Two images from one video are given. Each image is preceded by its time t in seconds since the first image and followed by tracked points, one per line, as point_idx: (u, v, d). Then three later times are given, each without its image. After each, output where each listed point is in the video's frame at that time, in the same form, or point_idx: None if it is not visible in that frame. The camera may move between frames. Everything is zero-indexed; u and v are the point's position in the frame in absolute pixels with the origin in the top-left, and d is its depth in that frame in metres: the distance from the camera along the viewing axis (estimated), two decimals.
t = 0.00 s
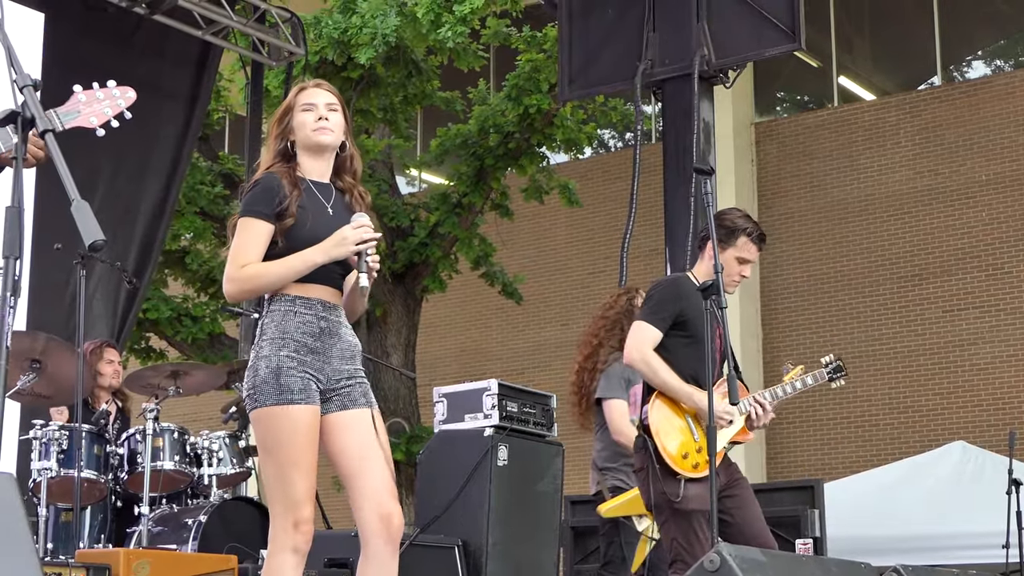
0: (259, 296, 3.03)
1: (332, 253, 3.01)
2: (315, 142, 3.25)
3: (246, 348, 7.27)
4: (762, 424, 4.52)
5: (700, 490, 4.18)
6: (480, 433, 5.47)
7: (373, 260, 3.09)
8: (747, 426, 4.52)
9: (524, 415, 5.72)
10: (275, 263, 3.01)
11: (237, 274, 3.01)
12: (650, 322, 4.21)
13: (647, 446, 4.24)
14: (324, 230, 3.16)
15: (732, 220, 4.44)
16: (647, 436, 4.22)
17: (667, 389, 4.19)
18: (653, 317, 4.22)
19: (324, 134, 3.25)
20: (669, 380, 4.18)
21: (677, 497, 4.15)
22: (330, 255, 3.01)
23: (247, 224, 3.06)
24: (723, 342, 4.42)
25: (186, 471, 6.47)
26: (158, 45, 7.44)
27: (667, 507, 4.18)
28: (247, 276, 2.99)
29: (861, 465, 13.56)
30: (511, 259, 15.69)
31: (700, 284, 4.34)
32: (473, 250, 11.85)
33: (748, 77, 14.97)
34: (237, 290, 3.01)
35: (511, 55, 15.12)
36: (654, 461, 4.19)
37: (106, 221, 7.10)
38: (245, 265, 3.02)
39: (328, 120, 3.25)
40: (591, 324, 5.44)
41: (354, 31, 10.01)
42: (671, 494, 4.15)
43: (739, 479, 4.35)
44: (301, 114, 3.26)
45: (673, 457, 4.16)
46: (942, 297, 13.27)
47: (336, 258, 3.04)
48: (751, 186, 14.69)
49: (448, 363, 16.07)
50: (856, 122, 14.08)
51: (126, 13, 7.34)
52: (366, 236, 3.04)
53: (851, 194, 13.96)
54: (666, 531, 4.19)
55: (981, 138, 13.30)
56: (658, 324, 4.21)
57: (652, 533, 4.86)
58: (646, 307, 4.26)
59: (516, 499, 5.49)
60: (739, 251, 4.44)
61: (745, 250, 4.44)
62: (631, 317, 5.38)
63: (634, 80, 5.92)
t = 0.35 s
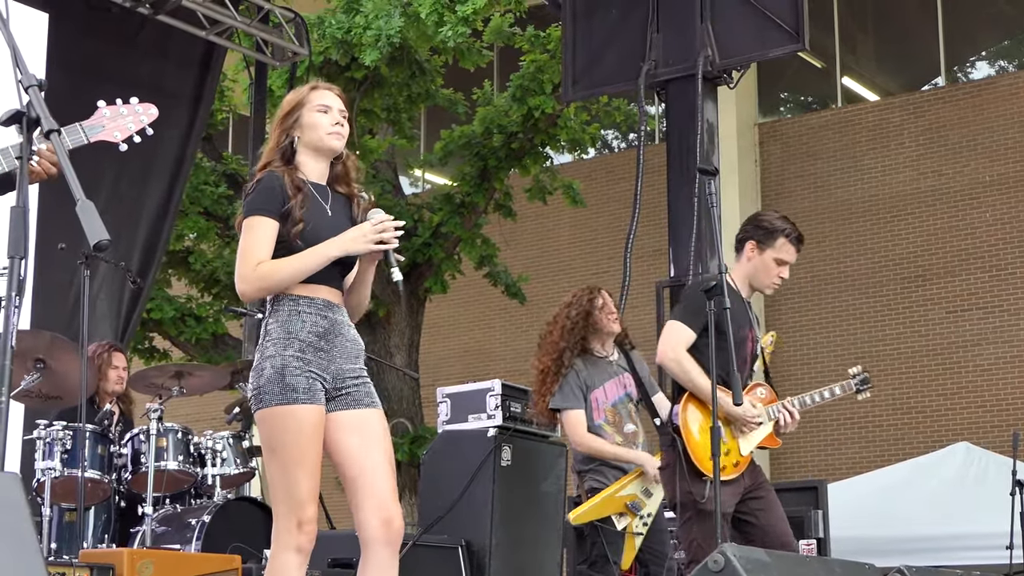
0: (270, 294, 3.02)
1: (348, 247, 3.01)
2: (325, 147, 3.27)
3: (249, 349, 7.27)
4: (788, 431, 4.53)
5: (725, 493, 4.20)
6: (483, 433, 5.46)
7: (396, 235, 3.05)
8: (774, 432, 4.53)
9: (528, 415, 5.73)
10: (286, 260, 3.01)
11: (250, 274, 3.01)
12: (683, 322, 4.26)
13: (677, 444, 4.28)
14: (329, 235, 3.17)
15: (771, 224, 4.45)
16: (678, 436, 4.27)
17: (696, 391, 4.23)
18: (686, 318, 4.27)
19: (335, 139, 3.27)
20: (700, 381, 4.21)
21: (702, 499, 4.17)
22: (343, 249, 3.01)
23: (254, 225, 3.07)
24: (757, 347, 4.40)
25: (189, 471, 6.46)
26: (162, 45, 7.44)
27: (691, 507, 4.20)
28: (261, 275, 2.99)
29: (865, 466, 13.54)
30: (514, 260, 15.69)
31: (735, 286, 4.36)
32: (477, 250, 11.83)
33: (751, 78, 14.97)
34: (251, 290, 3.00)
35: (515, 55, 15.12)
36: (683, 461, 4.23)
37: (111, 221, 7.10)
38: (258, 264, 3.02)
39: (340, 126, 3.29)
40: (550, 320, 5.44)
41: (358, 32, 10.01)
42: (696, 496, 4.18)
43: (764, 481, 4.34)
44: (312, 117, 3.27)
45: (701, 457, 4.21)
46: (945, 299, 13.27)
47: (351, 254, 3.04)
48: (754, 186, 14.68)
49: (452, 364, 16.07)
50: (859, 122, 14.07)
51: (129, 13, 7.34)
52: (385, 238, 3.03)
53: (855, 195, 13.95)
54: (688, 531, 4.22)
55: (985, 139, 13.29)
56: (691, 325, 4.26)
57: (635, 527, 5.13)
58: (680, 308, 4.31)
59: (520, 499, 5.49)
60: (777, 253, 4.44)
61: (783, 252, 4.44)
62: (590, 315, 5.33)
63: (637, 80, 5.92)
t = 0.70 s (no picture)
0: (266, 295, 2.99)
1: (341, 253, 3.01)
2: (336, 152, 3.32)
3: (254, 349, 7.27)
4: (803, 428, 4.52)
5: (738, 490, 4.22)
6: (488, 434, 5.46)
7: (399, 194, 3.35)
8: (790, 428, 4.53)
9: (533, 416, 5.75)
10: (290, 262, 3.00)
11: (249, 276, 2.98)
12: (693, 324, 4.27)
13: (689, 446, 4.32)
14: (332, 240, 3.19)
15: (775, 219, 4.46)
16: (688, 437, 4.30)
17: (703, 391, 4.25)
18: (697, 318, 4.28)
19: (344, 145, 3.33)
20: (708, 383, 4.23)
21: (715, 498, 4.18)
22: (340, 254, 3.01)
23: (254, 227, 3.05)
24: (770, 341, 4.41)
25: (194, 471, 6.48)
26: (167, 46, 7.45)
27: (705, 506, 4.21)
28: (260, 276, 2.97)
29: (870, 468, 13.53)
30: (518, 260, 15.70)
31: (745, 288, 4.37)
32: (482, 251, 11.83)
33: (756, 79, 14.96)
34: (248, 291, 2.97)
35: (520, 56, 15.13)
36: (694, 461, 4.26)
37: (116, 222, 7.10)
38: (255, 267, 3.00)
39: (349, 132, 3.34)
40: (550, 318, 5.37)
41: (364, 33, 10.02)
42: (709, 494, 4.19)
43: (779, 479, 4.35)
44: (322, 119, 3.30)
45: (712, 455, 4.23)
46: (949, 300, 13.26)
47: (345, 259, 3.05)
48: (759, 187, 14.68)
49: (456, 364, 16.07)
50: (864, 123, 14.06)
51: (135, 14, 7.34)
52: (381, 239, 3.04)
53: (859, 196, 13.95)
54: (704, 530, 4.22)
55: (990, 140, 13.28)
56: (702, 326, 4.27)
57: (640, 527, 5.03)
58: (688, 308, 4.32)
59: (524, 500, 5.48)
60: (785, 249, 4.43)
61: (792, 248, 4.43)
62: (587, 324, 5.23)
63: (643, 81, 5.91)
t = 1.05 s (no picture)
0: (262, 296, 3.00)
1: (342, 262, 3.01)
2: (340, 154, 3.32)
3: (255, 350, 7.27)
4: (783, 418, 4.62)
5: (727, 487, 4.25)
6: (490, 435, 5.45)
7: (393, 175, 3.45)
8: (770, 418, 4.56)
9: (535, 416, 5.71)
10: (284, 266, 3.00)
11: (247, 276, 2.99)
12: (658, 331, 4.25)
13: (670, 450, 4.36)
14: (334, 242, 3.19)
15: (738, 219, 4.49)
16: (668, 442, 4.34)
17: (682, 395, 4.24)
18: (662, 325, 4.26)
19: (349, 147, 3.34)
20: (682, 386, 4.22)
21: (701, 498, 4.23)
22: (339, 264, 3.01)
23: (254, 226, 3.05)
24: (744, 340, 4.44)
25: (196, 472, 6.49)
26: (169, 47, 7.45)
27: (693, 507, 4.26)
28: (254, 279, 2.98)
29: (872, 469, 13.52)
30: (520, 261, 15.70)
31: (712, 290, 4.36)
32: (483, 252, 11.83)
33: (758, 79, 14.95)
34: (243, 291, 2.99)
35: (522, 57, 15.13)
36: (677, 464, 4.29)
37: (118, 222, 7.10)
38: (252, 268, 3.00)
39: (355, 134, 3.35)
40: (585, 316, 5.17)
41: (367, 35, 10.02)
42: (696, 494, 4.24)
43: (769, 476, 4.35)
44: (329, 120, 3.31)
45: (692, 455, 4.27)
46: (951, 302, 13.26)
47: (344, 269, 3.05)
48: (761, 188, 14.67)
49: (458, 365, 16.07)
50: (866, 124, 14.05)
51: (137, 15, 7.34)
52: (379, 247, 3.05)
53: (861, 197, 13.94)
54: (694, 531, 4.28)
55: (992, 141, 13.28)
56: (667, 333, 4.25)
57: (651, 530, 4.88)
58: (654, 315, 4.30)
59: (526, 501, 5.48)
60: (747, 247, 4.48)
61: (752, 246, 4.49)
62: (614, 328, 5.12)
63: (645, 81, 5.91)
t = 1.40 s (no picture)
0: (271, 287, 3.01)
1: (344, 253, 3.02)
2: (338, 159, 3.35)
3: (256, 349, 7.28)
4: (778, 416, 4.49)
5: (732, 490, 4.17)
6: (490, 435, 5.46)
7: (390, 181, 3.36)
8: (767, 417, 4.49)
9: (536, 416, 5.72)
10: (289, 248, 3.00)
11: (251, 266, 2.98)
12: (649, 341, 4.21)
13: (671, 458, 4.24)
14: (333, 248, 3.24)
15: (707, 223, 4.39)
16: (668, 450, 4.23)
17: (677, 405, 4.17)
18: (651, 336, 4.22)
19: (347, 153, 3.36)
20: (677, 394, 4.16)
21: (707, 501, 4.11)
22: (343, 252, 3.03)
23: (260, 222, 3.06)
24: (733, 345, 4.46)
25: (196, 471, 6.48)
26: (169, 47, 7.45)
27: (699, 512, 4.14)
28: (263, 266, 2.97)
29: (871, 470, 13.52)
30: (520, 261, 15.70)
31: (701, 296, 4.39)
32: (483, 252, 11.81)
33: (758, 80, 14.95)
34: (249, 281, 2.97)
35: (523, 57, 15.14)
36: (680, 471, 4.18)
37: (118, 222, 7.11)
38: (257, 257, 2.99)
39: (354, 140, 3.37)
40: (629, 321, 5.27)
41: (368, 35, 10.00)
42: (702, 498, 4.12)
43: (774, 479, 4.28)
44: (331, 126, 3.32)
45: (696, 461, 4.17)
46: (950, 302, 13.26)
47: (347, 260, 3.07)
48: (761, 188, 14.67)
49: (458, 365, 16.07)
50: (866, 124, 14.05)
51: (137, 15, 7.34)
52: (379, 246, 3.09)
53: (861, 197, 13.95)
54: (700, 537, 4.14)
55: (993, 141, 13.27)
56: (656, 343, 4.22)
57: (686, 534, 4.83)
58: (641, 326, 4.26)
59: (526, 501, 5.48)
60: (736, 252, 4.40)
61: (743, 250, 4.41)
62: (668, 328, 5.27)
63: (646, 81, 5.91)
